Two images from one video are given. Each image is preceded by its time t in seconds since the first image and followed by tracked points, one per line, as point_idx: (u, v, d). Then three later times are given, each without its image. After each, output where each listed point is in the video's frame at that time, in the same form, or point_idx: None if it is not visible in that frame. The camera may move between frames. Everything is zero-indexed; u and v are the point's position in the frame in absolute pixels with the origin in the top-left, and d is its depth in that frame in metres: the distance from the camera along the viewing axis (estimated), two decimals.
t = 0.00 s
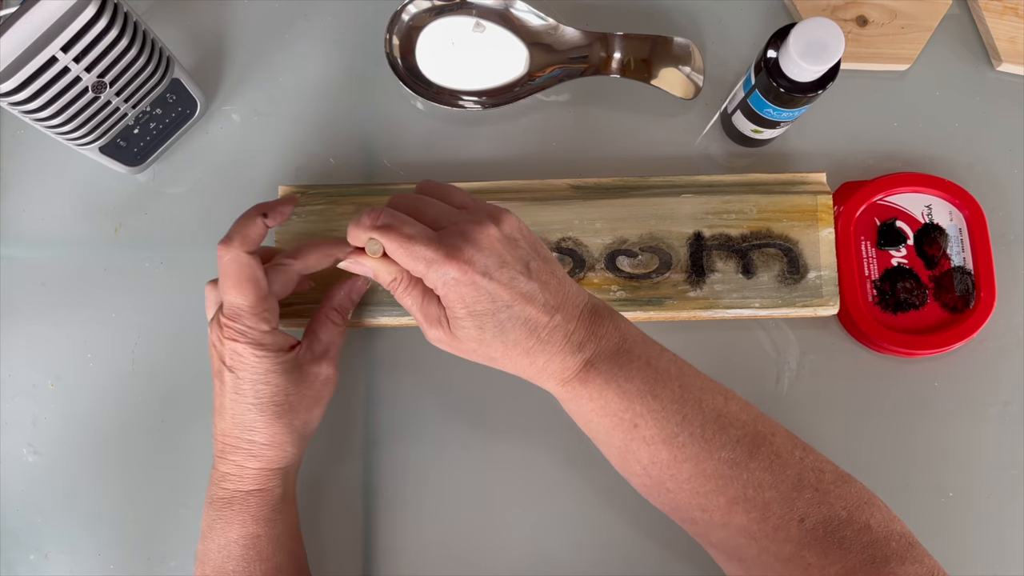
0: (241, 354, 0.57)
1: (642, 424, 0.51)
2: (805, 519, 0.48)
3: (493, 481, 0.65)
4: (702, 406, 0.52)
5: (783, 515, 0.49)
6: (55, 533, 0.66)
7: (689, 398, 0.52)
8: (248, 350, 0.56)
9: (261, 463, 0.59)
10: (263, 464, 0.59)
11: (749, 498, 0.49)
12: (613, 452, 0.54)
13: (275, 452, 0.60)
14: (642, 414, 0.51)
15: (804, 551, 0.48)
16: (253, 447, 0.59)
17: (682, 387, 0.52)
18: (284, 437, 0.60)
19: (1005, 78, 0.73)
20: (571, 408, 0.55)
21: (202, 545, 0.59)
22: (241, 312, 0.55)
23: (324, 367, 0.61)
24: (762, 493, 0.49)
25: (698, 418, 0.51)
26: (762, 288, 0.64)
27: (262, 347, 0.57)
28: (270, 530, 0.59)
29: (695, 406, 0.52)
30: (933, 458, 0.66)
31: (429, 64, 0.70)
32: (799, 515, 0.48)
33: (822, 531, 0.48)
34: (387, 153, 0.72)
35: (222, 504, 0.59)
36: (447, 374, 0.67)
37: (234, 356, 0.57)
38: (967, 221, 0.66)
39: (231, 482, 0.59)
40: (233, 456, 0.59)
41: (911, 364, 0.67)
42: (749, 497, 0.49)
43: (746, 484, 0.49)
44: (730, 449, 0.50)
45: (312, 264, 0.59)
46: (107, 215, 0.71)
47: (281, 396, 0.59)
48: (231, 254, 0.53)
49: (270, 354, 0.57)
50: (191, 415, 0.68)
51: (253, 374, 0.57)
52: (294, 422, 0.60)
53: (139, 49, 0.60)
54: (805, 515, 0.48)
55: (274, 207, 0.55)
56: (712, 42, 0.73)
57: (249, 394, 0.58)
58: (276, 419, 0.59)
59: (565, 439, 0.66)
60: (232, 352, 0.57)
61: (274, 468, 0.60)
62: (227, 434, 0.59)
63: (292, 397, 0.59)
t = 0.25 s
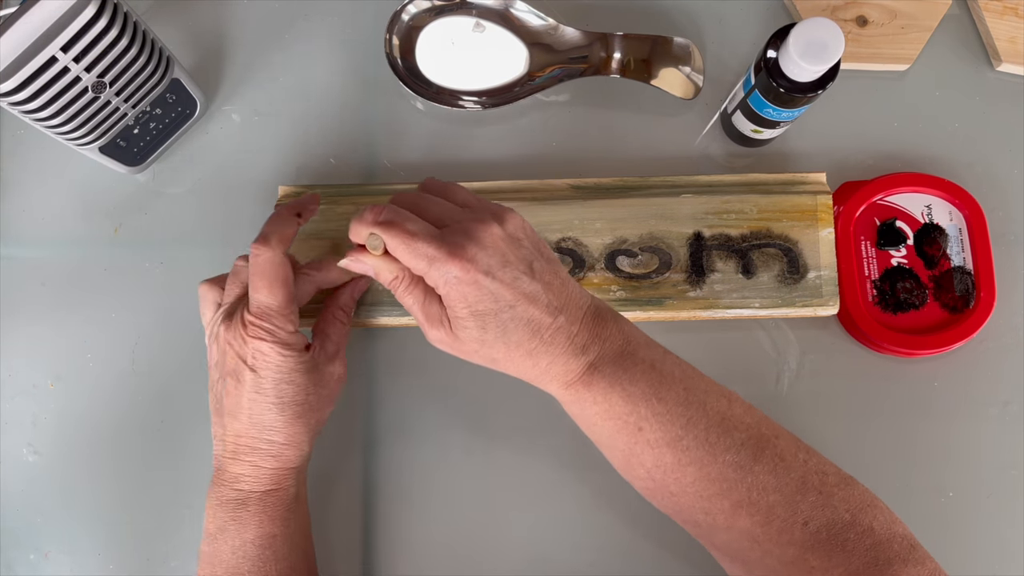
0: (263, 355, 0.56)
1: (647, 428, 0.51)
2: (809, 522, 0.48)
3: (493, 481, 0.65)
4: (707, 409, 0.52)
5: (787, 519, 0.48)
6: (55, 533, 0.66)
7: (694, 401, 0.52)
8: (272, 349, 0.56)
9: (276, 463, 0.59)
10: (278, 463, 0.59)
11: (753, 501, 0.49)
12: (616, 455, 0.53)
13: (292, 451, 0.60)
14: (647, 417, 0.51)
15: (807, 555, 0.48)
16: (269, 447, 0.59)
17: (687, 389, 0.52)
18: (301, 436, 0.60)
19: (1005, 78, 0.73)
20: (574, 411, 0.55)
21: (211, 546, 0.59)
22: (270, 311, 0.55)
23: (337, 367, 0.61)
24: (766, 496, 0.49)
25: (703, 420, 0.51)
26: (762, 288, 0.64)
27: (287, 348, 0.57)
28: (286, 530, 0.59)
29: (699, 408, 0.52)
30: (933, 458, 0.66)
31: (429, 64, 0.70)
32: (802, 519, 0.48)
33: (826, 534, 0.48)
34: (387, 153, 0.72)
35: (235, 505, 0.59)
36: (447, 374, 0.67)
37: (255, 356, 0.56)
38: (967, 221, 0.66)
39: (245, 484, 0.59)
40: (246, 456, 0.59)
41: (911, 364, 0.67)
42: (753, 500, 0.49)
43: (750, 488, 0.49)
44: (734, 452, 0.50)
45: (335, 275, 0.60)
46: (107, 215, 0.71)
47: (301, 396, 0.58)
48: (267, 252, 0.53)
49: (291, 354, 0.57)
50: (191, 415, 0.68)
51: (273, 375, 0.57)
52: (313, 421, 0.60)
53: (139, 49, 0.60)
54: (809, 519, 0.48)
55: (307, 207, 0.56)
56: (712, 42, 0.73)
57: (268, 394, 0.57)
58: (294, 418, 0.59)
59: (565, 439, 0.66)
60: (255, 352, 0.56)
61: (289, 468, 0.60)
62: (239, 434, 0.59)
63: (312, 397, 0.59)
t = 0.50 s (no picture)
0: (262, 354, 0.56)
1: (630, 414, 0.51)
2: (791, 509, 0.48)
3: (493, 481, 0.65)
4: (688, 397, 0.51)
5: (772, 506, 0.48)
6: (55, 533, 0.66)
7: (675, 388, 0.52)
8: (269, 347, 0.55)
9: (277, 462, 0.59)
10: (279, 463, 0.59)
11: (736, 488, 0.49)
12: (602, 442, 0.53)
13: (292, 451, 0.59)
14: (630, 404, 0.51)
15: (791, 543, 0.47)
16: (269, 446, 0.58)
17: (669, 376, 0.52)
18: (301, 435, 0.59)
19: (1005, 78, 0.73)
20: (558, 400, 0.54)
21: (212, 547, 0.59)
22: (263, 308, 0.55)
23: (336, 367, 0.61)
24: (749, 483, 0.49)
25: (686, 409, 0.51)
26: (762, 288, 0.64)
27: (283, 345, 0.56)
28: (288, 530, 0.59)
29: (682, 397, 0.51)
30: (933, 458, 0.66)
31: (429, 64, 0.71)
32: (785, 506, 0.48)
33: (808, 522, 0.48)
34: (387, 153, 0.72)
35: (236, 505, 0.58)
36: (447, 374, 0.67)
37: (253, 354, 0.56)
38: (967, 221, 0.66)
39: (245, 483, 0.59)
40: (246, 456, 0.58)
41: (912, 364, 0.67)
42: (736, 487, 0.49)
43: (733, 474, 0.49)
44: (718, 439, 0.50)
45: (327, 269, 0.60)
46: (107, 215, 0.71)
47: (299, 395, 0.58)
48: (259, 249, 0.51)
49: (289, 352, 0.57)
50: (191, 415, 0.68)
51: (272, 373, 0.56)
52: (313, 419, 0.60)
53: (139, 49, 0.60)
54: (791, 506, 0.48)
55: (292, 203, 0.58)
56: (712, 42, 0.73)
57: (267, 394, 0.57)
58: (295, 417, 0.58)
59: (565, 439, 0.66)
60: (251, 351, 0.56)
61: (290, 467, 0.60)
62: (238, 435, 0.58)
63: (312, 395, 0.59)
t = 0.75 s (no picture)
0: (251, 348, 0.56)
1: (642, 421, 0.50)
2: (807, 514, 0.48)
3: (493, 481, 0.65)
4: (701, 403, 0.51)
5: (787, 511, 0.48)
6: (55, 533, 0.66)
7: (686, 394, 0.51)
8: (259, 340, 0.56)
9: (270, 459, 0.59)
10: (272, 460, 0.59)
11: (753, 495, 0.48)
12: (613, 455, 0.52)
13: (285, 449, 0.59)
14: (642, 411, 0.50)
15: (808, 549, 0.47)
16: (262, 444, 0.58)
17: (680, 381, 0.52)
18: (294, 434, 0.59)
19: (1005, 78, 0.73)
20: (568, 410, 0.53)
21: (209, 546, 0.59)
22: (250, 301, 0.56)
23: (335, 367, 0.61)
24: (764, 490, 0.48)
25: (697, 415, 0.50)
26: (762, 288, 0.64)
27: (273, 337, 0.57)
28: (283, 529, 0.59)
29: (693, 402, 0.51)
30: (933, 458, 0.66)
31: (429, 64, 0.71)
32: (800, 511, 0.48)
33: (824, 527, 0.47)
34: (387, 153, 0.72)
35: (231, 503, 0.59)
36: (446, 374, 0.67)
37: (244, 349, 0.56)
38: (967, 221, 0.66)
39: (240, 481, 0.59)
40: (240, 452, 0.59)
41: (912, 364, 0.67)
42: (752, 493, 0.48)
43: (748, 480, 0.48)
44: (731, 445, 0.49)
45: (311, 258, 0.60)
46: (107, 215, 0.71)
47: (291, 390, 0.58)
48: (236, 244, 0.55)
49: (279, 346, 0.57)
50: (190, 415, 0.68)
51: (263, 368, 0.57)
52: (306, 418, 0.60)
53: (138, 49, 0.60)
54: (807, 511, 0.48)
55: (270, 200, 0.61)
56: (712, 42, 0.73)
57: (259, 389, 0.57)
58: (287, 415, 0.58)
59: (564, 439, 0.66)
60: (241, 344, 0.56)
61: (284, 466, 0.60)
62: (232, 431, 0.59)
63: (305, 393, 0.59)
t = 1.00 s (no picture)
0: (247, 346, 0.56)
1: (645, 427, 0.50)
2: (808, 519, 0.47)
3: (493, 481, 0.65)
4: (702, 408, 0.51)
5: (790, 516, 0.47)
6: (56, 533, 0.66)
7: (688, 399, 0.51)
8: (253, 338, 0.56)
9: (266, 458, 0.59)
10: (268, 459, 0.59)
11: (755, 500, 0.48)
12: (608, 453, 0.52)
13: (281, 449, 0.59)
14: (645, 417, 0.50)
15: (809, 553, 0.46)
16: (258, 443, 0.58)
17: (681, 386, 0.52)
18: (290, 434, 0.59)
19: (1005, 78, 0.73)
20: (569, 415, 0.54)
21: (205, 546, 0.59)
22: (245, 299, 0.56)
23: (332, 367, 0.61)
24: (767, 494, 0.48)
25: (700, 420, 0.50)
26: (762, 288, 0.64)
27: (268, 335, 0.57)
28: (279, 529, 0.59)
29: (695, 406, 0.51)
30: (933, 458, 0.66)
31: (430, 64, 0.71)
32: (801, 516, 0.47)
33: (824, 532, 0.47)
34: (387, 153, 0.72)
35: (227, 503, 0.59)
36: (446, 374, 0.67)
37: (240, 347, 0.56)
38: (967, 221, 0.66)
39: (236, 481, 0.59)
40: (236, 452, 0.59)
41: (912, 363, 0.67)
42: (754, 498, 0.48)
43: (751, 485, 0.48)
44: (733, 449, 0.49)
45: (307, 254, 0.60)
46: (107, 215, 0.71)
47: (286, 389, 0.58)
48: (228, 244, 0.55)
49: (275, 345, 0.57)
50: (191, 415, 0.68)
51: (259, 367, 0.57)
52: (303, 417, 0.60)
53: (139, 49, 0.60)
54: (807, 516, 0.47)
55: (263, 199, 0.61)
56: (712, 42, 0.73)
57: (254, 388, 0.58)
58: (283, 414, 0.58)
59: (564, 439, 0.66)
60: (237, 343, 0.56)
61: (280, 465, 0.60)
62: (229, 430, 0.59)
63: (302, 392, 0.59)
